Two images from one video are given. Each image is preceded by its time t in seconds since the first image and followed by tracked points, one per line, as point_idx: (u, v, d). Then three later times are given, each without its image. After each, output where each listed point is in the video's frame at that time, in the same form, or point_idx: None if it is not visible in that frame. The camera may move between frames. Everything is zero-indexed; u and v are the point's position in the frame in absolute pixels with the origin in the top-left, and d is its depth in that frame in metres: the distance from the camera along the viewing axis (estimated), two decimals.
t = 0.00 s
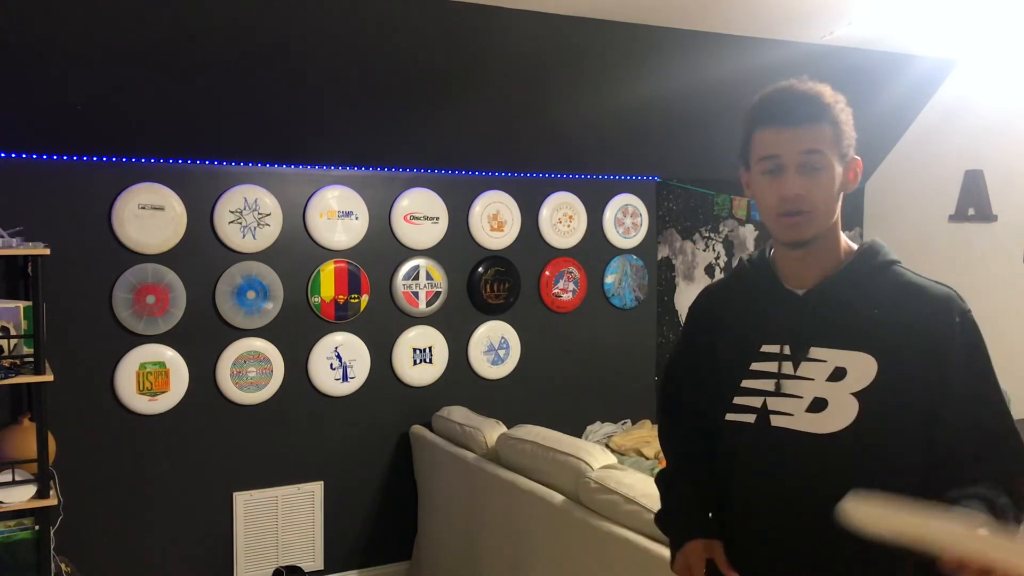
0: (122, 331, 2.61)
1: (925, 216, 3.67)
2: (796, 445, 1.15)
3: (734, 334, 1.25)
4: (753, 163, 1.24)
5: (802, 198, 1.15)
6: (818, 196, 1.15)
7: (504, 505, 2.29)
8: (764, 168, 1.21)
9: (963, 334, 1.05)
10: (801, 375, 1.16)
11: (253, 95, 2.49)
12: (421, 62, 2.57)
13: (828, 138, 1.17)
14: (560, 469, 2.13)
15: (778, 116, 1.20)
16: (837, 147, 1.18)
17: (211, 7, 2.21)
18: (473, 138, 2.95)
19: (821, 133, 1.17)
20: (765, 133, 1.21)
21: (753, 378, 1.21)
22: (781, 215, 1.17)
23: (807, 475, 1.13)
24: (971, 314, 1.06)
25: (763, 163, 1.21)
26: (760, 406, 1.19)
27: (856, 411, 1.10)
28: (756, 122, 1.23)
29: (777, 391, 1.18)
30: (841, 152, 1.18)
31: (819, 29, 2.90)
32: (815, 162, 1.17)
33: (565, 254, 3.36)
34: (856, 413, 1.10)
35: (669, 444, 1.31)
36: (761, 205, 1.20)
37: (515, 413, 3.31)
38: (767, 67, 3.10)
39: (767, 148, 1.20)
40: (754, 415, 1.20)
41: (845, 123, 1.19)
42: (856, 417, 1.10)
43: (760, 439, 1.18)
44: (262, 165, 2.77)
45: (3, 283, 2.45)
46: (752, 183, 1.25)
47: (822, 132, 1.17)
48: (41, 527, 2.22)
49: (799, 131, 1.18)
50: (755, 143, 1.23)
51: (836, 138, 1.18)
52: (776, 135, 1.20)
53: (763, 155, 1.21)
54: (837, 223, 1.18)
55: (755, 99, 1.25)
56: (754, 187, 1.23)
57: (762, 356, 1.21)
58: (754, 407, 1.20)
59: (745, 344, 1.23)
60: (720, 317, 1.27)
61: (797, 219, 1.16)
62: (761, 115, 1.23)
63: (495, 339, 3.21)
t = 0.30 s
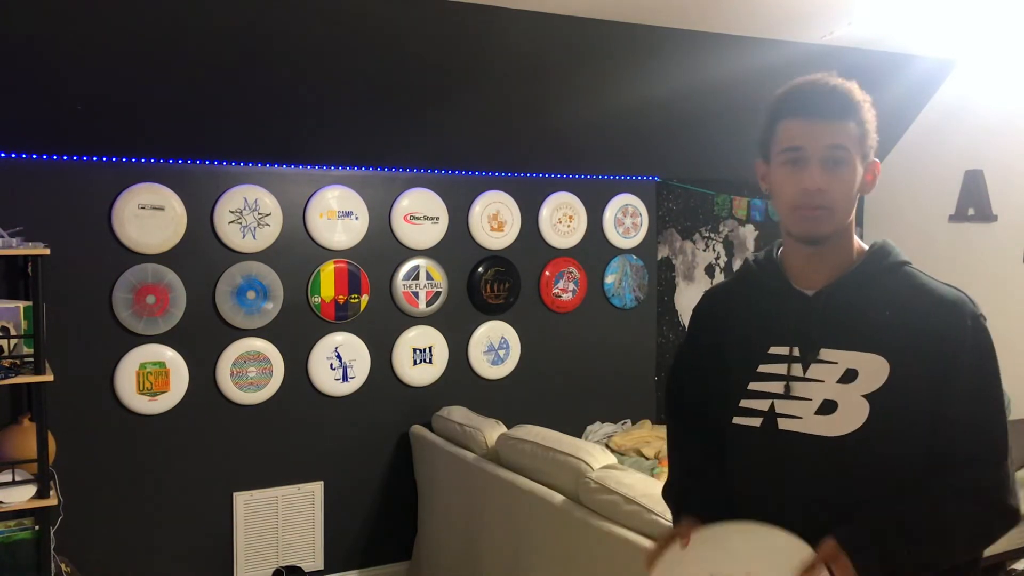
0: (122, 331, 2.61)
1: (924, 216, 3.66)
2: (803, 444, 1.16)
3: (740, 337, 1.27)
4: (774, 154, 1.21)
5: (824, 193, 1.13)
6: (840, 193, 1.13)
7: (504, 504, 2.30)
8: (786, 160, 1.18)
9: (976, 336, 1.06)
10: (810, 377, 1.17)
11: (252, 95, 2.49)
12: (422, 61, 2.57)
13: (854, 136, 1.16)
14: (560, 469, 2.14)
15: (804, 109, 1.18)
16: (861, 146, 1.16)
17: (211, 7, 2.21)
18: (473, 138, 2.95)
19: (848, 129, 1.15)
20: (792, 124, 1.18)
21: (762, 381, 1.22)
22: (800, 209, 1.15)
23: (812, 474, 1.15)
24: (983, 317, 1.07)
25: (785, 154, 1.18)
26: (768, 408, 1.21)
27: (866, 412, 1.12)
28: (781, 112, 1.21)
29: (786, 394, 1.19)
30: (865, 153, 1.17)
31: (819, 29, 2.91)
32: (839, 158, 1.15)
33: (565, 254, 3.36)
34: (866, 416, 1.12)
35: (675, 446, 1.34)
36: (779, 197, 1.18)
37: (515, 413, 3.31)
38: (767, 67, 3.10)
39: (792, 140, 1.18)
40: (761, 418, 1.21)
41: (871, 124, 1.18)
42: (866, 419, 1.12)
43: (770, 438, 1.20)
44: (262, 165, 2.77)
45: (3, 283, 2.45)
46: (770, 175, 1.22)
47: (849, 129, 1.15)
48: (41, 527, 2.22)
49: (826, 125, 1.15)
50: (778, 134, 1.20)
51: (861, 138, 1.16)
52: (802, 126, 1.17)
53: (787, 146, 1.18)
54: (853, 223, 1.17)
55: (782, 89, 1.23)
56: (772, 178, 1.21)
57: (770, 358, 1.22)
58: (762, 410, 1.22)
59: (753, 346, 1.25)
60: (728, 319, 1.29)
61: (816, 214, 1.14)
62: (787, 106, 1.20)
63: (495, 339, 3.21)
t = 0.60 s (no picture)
0: (122, 331, 2.61)
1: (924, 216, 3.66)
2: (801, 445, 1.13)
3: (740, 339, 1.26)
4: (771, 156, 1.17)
5: (819, 195, 1.09)
6: (835, 194, 1.09)
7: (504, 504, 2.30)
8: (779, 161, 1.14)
9: (977, 334, 1.03)
10: (810, 376, 1.14)
11: (252, 94, 2.49)
12: (422, 61, 2.57)
13: (852, 133, 1.10)
14: (560, 469, 2.13)
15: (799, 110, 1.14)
16: (863, 144, 1.10)
17: (211, 6, 2.21)
18: (473, 138, 2.95)
19: (845, 127, 1.10)
20: (786, 125, 1.14)
21: (763, 380, 1.20)
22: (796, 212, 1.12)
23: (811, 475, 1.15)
24: (984, 314, 1.04)
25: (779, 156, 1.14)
26: (770, 408, 1.19)
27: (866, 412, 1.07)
28: (777, 113, 1.16)
29: (788, 393, 1.17)
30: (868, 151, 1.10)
31: (819, 29, 2.91)
32: (837, 158, 1.10)
33: (565, 254, 3.36)
34: (866, 415, 1.07)
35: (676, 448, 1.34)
36: (775, 200, 1.14)
37: (515, 413, 3.31)
38: (767, 67, 3.10)
39: (786, 141, 1.14)
40: (764, 418, 1.19)
41: (873, 121, 1.11)
42: (866, 419, 1.07)
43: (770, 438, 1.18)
44: (262, 165, 2.77)
45: (3, 283, 2.45)
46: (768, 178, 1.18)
47: (846, 127, 1.10)
48: (41, 527, 2.22)
49: (821, 124, 1.11)
50: (774, 135, 1.16)
51: (862, 135, 1.10)
52: (796, 127, 1.13)
53: (782, 148, 1.14)
54: (854, 222, 1.13)
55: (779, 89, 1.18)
56: (768, 181, 1.17)
57: (772, 357, 1.20)
58: (764, 410, 1.19)
59: (755, 346, 1.23)
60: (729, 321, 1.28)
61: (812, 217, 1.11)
62: (783, 106, 1.16)
63: (495, 339, 3.21)
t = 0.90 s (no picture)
0: (122, 331, 2.61)
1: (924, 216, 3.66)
2: (796, 445, 1.11)
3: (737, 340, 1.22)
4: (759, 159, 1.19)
5: (807, 196, 1.10)
6: (823, 194, 1.10)
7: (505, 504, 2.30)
8: (768, 164, 1.16)
9: (967, 338, 0.98)
10: (801, 376, 1.12)
11: (252, 95, 2.49)
12: (422, 61, 2.57)
13: (837, 135, 1.12)
14: (560, 469, 2.13)
15: (785, 111, 1.15)
16: (847, 145, 1.12)
17: (211, 6, 2.21)
18: (473, 138, 2.96)
19: (830, 129, 1.12)
20: (772, 128, 1.16)
21: (756, 379, 1.17)
22: (785, 213, 1.12)
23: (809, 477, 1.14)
24: (977, 318, 0.99)
25: (767, 159, 1.16)
26: (761, 407, 1.16)
27: (856, 414, 1.06)
28: (764, 117, 1.18)
29: (779, 393, 1.14)
30: (852, 151, 1.12)
31: (819, 29, 2.91)
32: (823, 158, 1.11)
33: (565, 254, 3.37)
34: (853, 416, 1.06)
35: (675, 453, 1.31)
36: (765, 202, 1.15)
37: (515, 412, 3.31)
38: (767, 67, 3.11)
39: (773, 143, 1.15)
40: (755, 417, 1.16)
41: (856, 121, 1.14)
42: (853, 420, 1.06)
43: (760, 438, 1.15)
44: (262, 165, 2.77)
45: (3, 283, 2.45)
46: (757, 180, 1.19)
47: (831, 128, 1.12)
48: (41, 527, 2.23)
49: (806, 126, 1.12)
50: (760, 138, 1.18)
51: (847, 136, 1.12)
52: (782, 129, 1.14)
53: (769, 150, 1.16)
54: (844, 222, 1.13)
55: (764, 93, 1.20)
56: (758, 183, 1.18)
57: (764, 356, 1.17)
58: (755, 408, 1.17)
59: (749, 344, 1.20)
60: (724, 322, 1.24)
61: (802, 218, 1.11)
62: (769, 110, 1.18)
63: (495, 339, 3.21)
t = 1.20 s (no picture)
0: (122, 331, 2.61)
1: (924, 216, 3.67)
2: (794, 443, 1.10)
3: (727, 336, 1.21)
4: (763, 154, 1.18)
5: (812, 193, 1.10)
6: (828, 193, 1.10)
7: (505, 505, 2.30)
8: (773, 160, 1.15)
9: (961, 325, 1.00)
10: (796, 366, 1.10)
11: (252, 95, 2.49)
12: (421, 62, 2.57)
13: (843, 134, 1.12)
14: (560, 469, 2.13)
15: (792, 109, 1.15)
16: (853, 145, 1.13)
17: (211, 7, 2.21)
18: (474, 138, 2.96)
19: (837, 128, 1.12)
20: (779, 124, 1.16)
21: (750, 371, 1.14)
22: (787, 210, 1.12)
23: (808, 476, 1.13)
24: (969, 304, 1.01)
25: (772, 155, 1.16)
26: (757, 398, 1.12)
27: (853, 402, 1.04)
28: (770, 112, 1.18)
29: (774, 383, 1.11)
30: (856, 151, 1.13)
31: (819, 29, 2.91)
32: (829, 157, 1.11)
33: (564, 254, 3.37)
34: (853, 403, 1.04)
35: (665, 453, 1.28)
36: (768, 198, 1.15)
37: (515, 413, 3.31)
38: (767, 67, 3.11)
39: (780, 140, 1.15)
40: (751, 408, 1.13)
41: (862, 122, 1.14)
42: (853, 407, 1.04)
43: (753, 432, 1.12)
44: (262, 165, 2.77)
45: (3, 283, 2.45)
46: (761, 176, 1.19)
47: (838, 128, 1.12)
48: (41, 527, 2.23)
49: (814, 124, 1.13)
50: (766, 134, 1.17)
51: (852, 136, 1.13)
52: (790, 126, 1.14)
53: (775, 146, 1.15)
54: (844, 220, 1.13)
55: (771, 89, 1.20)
56: (762, 178, 1.18)
57: (758, 348, 1.15)
58: (751, 400, 1.13)
59: (740, 337, 1.17)
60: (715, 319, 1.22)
61: (804, 215, 1.11)
62: (776, 106, 1.17)
63: (495, 339, 3.21)
